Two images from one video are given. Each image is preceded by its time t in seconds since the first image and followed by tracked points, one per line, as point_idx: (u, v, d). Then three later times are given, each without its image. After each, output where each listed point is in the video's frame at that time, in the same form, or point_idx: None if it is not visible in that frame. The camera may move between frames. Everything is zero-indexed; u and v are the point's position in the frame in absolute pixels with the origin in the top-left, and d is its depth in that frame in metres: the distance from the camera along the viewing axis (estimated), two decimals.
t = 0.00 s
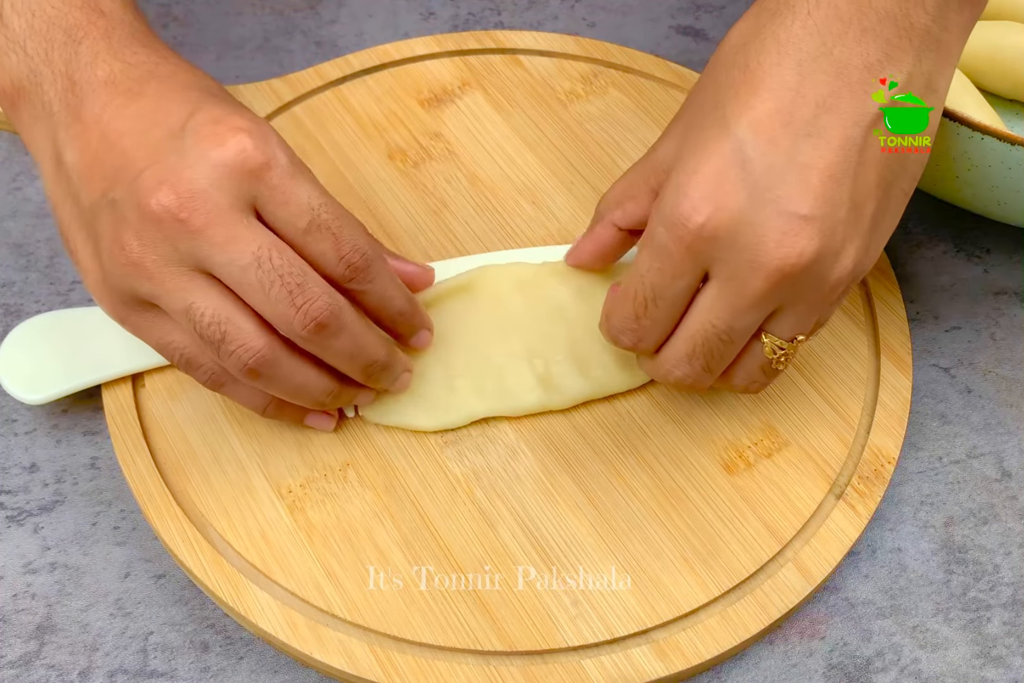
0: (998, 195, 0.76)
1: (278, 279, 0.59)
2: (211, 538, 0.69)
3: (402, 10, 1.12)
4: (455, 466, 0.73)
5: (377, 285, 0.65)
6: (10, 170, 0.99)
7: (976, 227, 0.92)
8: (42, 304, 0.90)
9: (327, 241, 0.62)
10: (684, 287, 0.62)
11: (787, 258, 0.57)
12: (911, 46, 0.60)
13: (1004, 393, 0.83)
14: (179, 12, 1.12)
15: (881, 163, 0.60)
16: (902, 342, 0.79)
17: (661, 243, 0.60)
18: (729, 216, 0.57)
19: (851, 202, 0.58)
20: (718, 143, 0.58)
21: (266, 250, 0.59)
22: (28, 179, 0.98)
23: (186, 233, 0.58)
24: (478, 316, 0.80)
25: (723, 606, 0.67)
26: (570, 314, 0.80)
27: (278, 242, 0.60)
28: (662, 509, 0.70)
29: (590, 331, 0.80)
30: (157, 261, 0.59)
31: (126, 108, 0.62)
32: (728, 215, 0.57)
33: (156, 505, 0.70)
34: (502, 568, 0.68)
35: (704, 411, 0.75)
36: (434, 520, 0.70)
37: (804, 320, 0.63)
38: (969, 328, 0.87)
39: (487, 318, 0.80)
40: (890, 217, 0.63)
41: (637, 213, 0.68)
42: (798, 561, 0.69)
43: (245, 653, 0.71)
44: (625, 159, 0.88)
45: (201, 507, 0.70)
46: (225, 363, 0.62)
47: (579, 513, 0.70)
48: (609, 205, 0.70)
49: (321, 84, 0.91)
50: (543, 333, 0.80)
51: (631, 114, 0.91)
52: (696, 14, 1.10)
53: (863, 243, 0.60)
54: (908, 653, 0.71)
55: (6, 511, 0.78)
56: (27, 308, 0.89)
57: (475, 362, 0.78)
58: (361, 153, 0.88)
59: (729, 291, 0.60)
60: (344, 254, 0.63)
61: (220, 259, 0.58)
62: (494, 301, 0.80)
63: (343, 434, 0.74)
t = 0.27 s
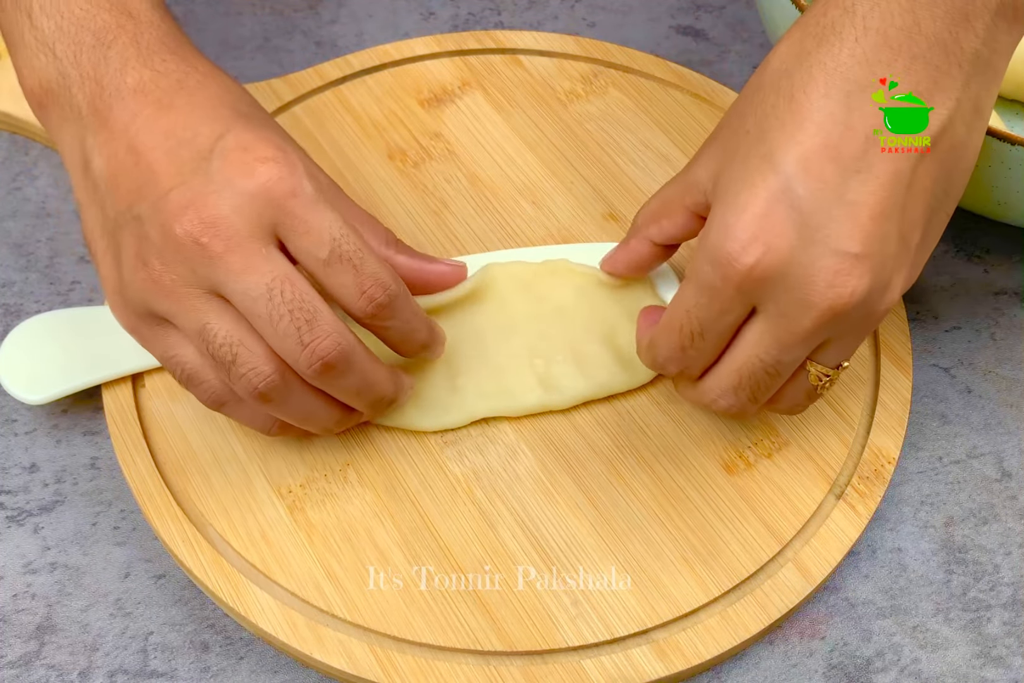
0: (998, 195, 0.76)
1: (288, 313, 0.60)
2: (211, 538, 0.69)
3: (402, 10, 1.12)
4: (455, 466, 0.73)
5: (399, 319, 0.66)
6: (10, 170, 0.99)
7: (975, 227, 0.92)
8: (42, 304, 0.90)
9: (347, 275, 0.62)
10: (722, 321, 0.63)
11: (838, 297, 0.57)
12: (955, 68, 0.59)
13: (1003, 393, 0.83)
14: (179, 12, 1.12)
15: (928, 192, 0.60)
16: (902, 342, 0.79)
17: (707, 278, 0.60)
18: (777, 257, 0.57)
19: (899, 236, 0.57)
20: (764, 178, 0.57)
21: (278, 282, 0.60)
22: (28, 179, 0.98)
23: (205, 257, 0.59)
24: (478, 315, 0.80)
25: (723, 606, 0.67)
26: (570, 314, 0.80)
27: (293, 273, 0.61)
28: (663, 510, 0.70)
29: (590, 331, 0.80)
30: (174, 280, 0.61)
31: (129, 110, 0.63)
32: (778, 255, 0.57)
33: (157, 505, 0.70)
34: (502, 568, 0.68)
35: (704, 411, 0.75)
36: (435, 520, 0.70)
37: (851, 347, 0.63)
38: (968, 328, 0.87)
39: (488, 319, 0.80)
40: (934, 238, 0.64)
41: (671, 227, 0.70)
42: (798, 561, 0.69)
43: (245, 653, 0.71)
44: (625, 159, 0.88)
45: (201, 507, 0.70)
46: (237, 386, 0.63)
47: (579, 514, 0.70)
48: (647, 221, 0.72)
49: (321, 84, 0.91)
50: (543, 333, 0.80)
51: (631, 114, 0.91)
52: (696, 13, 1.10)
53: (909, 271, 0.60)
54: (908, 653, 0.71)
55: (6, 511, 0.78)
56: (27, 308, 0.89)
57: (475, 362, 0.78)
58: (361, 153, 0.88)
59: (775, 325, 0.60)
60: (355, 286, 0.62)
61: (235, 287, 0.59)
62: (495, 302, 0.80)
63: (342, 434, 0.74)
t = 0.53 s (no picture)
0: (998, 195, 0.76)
1: (215, 314, 0.58)
2: (211, 538, 0.69)
3: (402, 10, 1.12)
4: (455, 465, 0.73)
5: (325, 320, 0.65)
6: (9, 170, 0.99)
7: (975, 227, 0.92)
8: (42, 304, 0.90)
9: (274, 277, 0.61)
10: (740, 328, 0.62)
11: (858, 304, 0.55)
12: (980, 72, 0.58)
13: (1003, 393, 0.83)
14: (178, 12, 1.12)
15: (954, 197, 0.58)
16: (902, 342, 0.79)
17: (728, 285, 0.59)
18: (799, 265, 0.56)
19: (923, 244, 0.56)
20: (786, 185, 0.57)
21: (204, 282, 0.58)
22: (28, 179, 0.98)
23: (129, 262, 0.58)
24: (478, 315, 0.80)
25: (723, 606, 0.67)
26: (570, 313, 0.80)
27: (219, 274, 0.59)
28: (662, 510, 0.70)
29: (590, 331, 0.80)
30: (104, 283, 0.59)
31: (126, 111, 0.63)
32: (798, 263, 0.56)
33: (156, 505, 0.70)
34: (502, 568, 0.68)
35: (704, 411, 0.75)
36: (435, 520, 0.70)
37: (876, 356, 0.62)
38: (968, 328, 0.87)
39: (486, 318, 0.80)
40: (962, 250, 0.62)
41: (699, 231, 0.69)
42: (798, 561, 0.69)
43: (245, 653, 0.71)
44: (625, 159, 0.88)
45: (201, 508, 0.70)
46: (159, 390, 0.62)
47: (579, 513, 0.70)
48: (669, 224, 0.71)
49: (321, 84, 0.91)
50: (543, 333, 0.80)
51: (630, 114, 0.91)
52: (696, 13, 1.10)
53: (936, 281, 0.59)
54: (908, 653, 0.71)
55: (6, 511, 0.78)
56: (27, 308, 0.89)
57: (474, 361, 0.78)
58: (360, 153, 0.88)
59: (796, 331, 0.59)
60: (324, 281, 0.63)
61: (160, 289, 0.58)
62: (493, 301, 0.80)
63: (343, 434, 0.74)
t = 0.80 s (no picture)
0: (997, 195, 0.76)
1: (337, 316, 0.60)
2: (211, 538, 0.69)
3: (402, 10, 1.12)
4: (456, 466, 0.73)
5: (435, 323, 0.64)
6: (9, 170, 0.99)
7: (975, 227, 0.92)
8: (42, 305, 0.90)
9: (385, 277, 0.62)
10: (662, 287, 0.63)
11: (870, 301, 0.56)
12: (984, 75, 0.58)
13: (1003, 393, 0.83)
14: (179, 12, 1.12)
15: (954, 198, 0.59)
16: (902, 343, 0.79)
17: (650, 272, 0.60)
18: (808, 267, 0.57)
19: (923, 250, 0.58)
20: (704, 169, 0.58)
21: (326, 285, 0.60)
22: (27, 179, 0.98)
23: (248, 268, 0.59)
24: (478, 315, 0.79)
25: (723, 606, 0.67)
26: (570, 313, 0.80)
27: (338, 277, 0.61)
28: (663, 510, 0.71)
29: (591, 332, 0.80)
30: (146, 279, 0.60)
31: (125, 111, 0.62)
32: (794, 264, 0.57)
33: (156, 505, 0.70)
34: (502, 568, 0.68)
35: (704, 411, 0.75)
36: (435, 520, 0.70)
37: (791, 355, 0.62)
38: (968, 328, 0.87)
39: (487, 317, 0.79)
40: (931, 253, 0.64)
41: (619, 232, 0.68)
42: (798, 561, 0.69)
43: (245, 653, 0.71)
44: (625, 160, 0.88)
45: (202, 508, 0.70)
46: (278, 389, 0.63)
47: (579, 513, 0.70)
48: (584, 222, 0.69)
49: (321, 85, 0.91)
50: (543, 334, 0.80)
51: (630, 114, 0.91)
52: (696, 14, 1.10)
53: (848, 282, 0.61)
54: (908, 653, 0.71)
55: (6, 511, 0.78)
56: (27, 308, 0.89)
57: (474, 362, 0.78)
58: (361, 153, 0.88)
59: (719, 322, 0.59)
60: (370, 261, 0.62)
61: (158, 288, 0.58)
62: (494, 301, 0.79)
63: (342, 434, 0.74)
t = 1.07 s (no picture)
0: (998, 195, 0.76)
1: (242, 349, 0.59)
2: (211, 538, 0.69)
3: (402, 10, 1.12)
4: (456, 466, 0.73)
5: (360, 344, 0.63)
6: (9, 170, 0.99)
7: (975, 227, 0.92)
8: (42, 304, 0.90)
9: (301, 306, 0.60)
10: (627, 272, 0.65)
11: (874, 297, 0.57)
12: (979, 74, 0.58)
13: (1004, 393, 0.83)
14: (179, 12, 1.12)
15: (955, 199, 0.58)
16: (902, 342, 0.79)
17: (711, 297, 0.59)
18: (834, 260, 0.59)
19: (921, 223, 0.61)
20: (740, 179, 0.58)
21: (232, 319, 0.58)
22: (28, 179, 0.98)
23: (157, 298, 0.58)
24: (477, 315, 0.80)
25: (723, 606, 0.67)
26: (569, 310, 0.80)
27: (248, 308, 0.59)
28: (662, 509, 0.71)
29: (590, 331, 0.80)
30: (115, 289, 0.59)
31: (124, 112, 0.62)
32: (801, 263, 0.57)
33: (156, 505, 0.70)
34: (502, 568, 0.68)
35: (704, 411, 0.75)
36: (435, 520, 0.70)
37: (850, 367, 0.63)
38: (968, 328, 0.87)
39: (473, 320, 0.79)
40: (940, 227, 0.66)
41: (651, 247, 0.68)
42: (798, 561, 0.69)
43: (245, 653, 0.71)
44: (625, 159, 0.88)
45: (202, 508, 0.70)
46: (194, 419, 0.63)
47: (579, 513, 0.70)
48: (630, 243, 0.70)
49: (321, 84, 0.91)
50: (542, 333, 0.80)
51: (631, 114, 0.91)
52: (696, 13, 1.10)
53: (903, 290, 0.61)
54: (908, 653, 0.71)
55: (6, 511, 0.78)
56: (28, 308, 0.89)
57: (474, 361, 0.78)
58: (360, 153, 0.88)
59: (777, 346, 0.59)
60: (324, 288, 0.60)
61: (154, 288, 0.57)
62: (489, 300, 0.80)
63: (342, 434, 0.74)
